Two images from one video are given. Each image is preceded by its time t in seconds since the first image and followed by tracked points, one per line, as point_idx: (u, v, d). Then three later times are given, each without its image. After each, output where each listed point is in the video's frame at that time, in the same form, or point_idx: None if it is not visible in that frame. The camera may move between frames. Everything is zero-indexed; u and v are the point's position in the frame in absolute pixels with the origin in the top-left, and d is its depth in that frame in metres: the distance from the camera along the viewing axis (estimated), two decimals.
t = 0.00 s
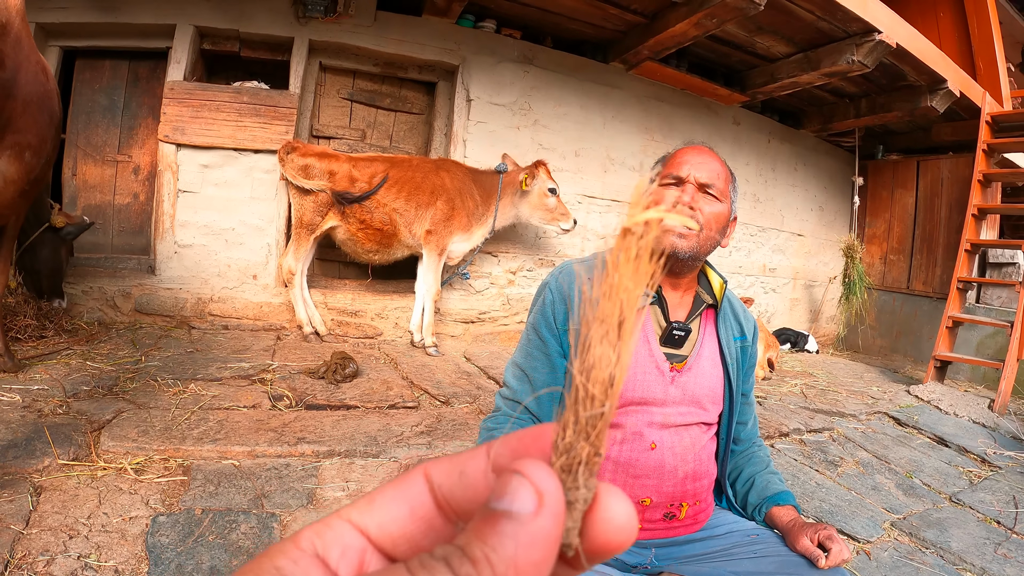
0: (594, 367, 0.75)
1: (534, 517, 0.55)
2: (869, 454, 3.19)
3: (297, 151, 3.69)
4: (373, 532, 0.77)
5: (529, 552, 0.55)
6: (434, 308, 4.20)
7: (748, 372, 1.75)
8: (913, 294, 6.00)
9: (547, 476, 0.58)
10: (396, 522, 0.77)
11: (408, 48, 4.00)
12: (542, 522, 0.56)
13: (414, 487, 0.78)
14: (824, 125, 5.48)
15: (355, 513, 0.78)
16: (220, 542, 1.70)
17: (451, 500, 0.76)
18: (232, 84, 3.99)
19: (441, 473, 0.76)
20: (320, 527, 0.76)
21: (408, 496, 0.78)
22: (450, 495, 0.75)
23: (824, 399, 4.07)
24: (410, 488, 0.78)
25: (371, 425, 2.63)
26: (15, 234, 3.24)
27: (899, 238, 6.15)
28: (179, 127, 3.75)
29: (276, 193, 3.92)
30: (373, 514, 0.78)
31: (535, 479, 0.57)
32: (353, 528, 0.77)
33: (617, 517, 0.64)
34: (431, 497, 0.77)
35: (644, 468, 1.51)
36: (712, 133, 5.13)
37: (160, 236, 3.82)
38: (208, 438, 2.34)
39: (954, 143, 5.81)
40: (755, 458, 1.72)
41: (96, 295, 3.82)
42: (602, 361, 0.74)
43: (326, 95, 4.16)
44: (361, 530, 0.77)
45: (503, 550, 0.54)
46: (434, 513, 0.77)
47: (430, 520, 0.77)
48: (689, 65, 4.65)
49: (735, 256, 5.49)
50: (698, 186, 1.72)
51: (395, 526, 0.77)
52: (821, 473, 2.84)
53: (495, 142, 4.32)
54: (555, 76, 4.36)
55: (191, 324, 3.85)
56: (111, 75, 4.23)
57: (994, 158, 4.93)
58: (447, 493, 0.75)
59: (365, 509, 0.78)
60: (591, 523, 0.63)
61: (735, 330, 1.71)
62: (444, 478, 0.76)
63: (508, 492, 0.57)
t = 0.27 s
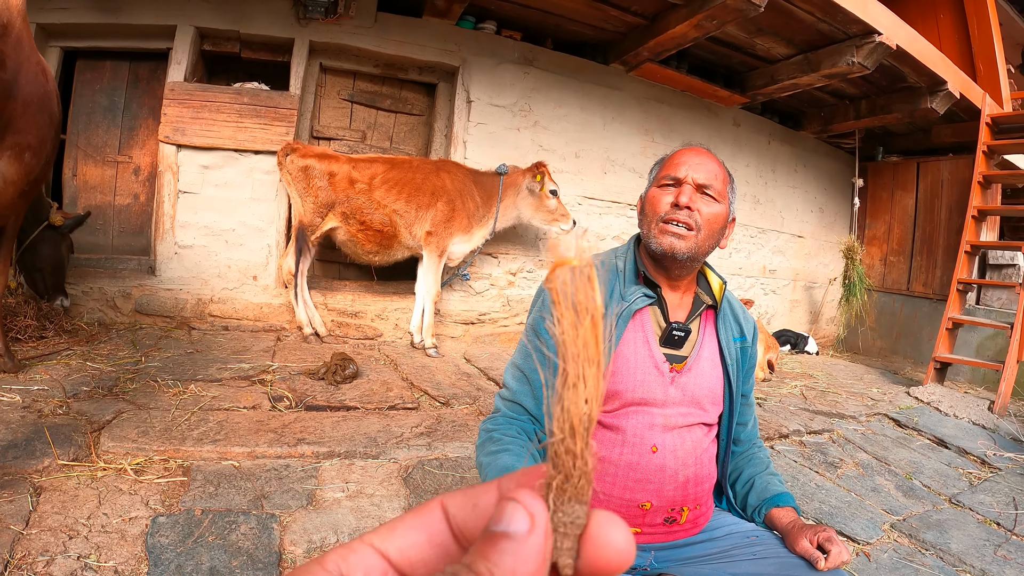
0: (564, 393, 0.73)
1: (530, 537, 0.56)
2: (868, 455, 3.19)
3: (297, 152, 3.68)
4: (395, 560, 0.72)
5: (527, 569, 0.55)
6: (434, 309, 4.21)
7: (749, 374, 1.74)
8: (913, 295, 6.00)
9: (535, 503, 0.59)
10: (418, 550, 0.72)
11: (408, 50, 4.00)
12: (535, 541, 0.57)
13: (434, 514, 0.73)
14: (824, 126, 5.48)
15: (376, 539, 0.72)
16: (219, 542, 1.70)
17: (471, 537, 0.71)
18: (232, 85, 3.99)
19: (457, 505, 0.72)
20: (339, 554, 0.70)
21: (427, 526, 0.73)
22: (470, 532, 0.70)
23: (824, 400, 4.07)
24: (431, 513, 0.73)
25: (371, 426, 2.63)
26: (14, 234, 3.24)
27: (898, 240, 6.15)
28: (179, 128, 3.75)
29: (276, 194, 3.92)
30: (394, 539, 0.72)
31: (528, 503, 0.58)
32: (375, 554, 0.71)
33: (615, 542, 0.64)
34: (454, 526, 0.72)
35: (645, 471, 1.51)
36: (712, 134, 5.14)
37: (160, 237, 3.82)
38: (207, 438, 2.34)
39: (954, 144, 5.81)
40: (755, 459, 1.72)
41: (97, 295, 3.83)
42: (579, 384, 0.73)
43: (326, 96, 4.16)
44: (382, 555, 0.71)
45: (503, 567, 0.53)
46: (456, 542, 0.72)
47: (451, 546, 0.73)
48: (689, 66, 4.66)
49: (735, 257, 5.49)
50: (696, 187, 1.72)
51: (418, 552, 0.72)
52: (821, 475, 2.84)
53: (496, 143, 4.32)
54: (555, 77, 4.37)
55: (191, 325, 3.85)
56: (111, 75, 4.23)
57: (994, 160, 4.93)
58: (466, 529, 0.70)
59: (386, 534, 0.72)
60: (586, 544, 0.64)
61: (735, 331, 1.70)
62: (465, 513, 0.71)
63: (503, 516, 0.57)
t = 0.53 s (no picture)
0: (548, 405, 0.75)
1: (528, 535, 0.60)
2: (869, 456, 3.19)
3: (298, 152, 3.70)
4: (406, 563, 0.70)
5: (523, 567, 0.58)
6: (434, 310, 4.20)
7: (751, 375, 1.74)
8: (914, 296, 5.99)
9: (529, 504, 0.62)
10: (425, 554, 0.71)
11: (409, 50, 4.00)
12: (530, 540, 0.60)
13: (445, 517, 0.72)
14: (825, 127, 5.48)
15: (386, 541, 0.71)
16: (220, 543, 1.70)
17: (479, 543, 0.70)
18: (233, 86, 3.99)
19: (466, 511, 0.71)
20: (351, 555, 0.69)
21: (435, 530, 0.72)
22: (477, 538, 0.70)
23: (824, 401, 4.07)
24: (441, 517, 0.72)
25: (371, 427, 2.63)
26: (14, 233, 3.25)
27: (899, 241, 6.15)
28: (180, 129, 3.75)
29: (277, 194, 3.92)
30: (404, 543, 0.70)
31: (523, 505, 0.61)
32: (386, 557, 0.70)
33: (612, 542, 0.62)
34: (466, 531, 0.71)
35: (646, 472, 1.51)
36: (713, 136, 5.14)
37: (161, 237, 3.82)
38: (208, 439, 2.34)
39: (955, 146, 5.81)
40: (756, 460, 1.72)
41: (97, 295, 3.83)
42: (564, 394, 0.74)
43: (327, 96, 4.16)
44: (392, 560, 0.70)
45: (502, 565, 0.57)
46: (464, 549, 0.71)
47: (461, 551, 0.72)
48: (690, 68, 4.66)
49: (736, 259, 5.49)
50: (697, 188, 1.73)
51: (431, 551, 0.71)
52: (821, 476, 2.84)
53: (496, 145, 4.32)
54: (556, 79, 4.37)
55: (192, 326, 3.85)
56: (112, 75, 4.24)
57: (994, 161, 4.93)
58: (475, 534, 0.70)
59: (395, 537, 0.71)
60: (581, 545, 0.63)
61: (737, 333, 1.70)
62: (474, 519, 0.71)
63: (500, 517, 0.61)
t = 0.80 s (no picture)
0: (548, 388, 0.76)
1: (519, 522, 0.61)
2: (869, 458, 3.18)
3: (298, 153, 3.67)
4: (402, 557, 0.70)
5: (514, 553, 0.59)
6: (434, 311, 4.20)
7: (751, 375, 1.73)
8: (914, 298, 5.99)
9: (521, 491, 0.64)
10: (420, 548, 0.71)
11: (409, 51, 4.00)
12: (521, 527, 0.61)
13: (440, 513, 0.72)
14: (825, 129, 5.48)
15: (380, 535, 0.71)
16: (219, 543, 1.70)
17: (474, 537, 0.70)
18: (234, 86, 4.00)
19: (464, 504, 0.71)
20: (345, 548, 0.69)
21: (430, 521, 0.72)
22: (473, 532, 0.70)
23: (824, 403, 4.07)
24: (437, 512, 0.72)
25: (371, 428, 2.63)
26: (14, 233, 3.25)
27: (900, 242, 6.14)
28: (181, 129, 3.75)
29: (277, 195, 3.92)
30: (398, 536, 0.71)
31: (515, 492, 0.63)
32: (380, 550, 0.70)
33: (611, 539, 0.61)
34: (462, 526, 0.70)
35: (646, 472, 1.51)
36: (713, 137, 5.13)
37: (161, 237, 3.82)
38: (208, 439, 2.34)
39: (955, 147, 5.81)
40: (756, 461, 1.72)
41: (98, 296, 3.83)
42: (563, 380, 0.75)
43: (328, 97, 4.16)
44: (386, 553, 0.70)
45: (492, 552, 0.58)
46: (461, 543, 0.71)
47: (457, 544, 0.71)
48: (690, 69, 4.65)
49: (736, 260, 5.49)
50: (697, 189, 1.72)
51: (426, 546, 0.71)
52: (821, 478, 2.83)
53: (497, 145, 4.31)
54: (556, 79, 4.37)
55: (192, 326, 3.85)
56: (113, 76, 4.24)
57: (995, 163, 4.93)
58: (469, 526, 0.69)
59: (390, 530, 0.71)
60: (574, 538, 0.63)
61: (736, 333, 1.70)
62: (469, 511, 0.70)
63: (492, 504, 0.62)
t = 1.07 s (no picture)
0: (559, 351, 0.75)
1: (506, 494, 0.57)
2: (870, 458, 3.18)
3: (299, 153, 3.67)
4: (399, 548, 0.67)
5: (504, 527, 0.55)
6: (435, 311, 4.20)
7: (752, 376, 1.73)
8: (915, 299, 5.99)
9: (514, 461, 0.60)
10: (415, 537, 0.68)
11: (410, 51, 4.00)
12: (512, 499, 0.57)
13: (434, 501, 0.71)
14: (826, 129, 5.48)
15: (373, 525, 0.67)
16: (219, 543, 1.70)
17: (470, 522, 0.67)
18: (234, 85, 3.99)
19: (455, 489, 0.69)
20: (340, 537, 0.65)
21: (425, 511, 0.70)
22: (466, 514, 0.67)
23: (825, 403, 4.07)
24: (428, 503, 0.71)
25: (372, 428, 2.63)
26: (14, 232, 3.24)
27: (900, 243, 6.14)
28: (181, 129, 3.75)
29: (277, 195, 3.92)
30: (392, 526, 0.67)
31: (505, 462, 0.59)
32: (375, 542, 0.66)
33: (603, 508, 0.62)
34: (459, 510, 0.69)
35: (647, 471, 1.51)
36: (714, 137, 5.13)
37: (161, 237, 3.82)
38: (208, 439, 2.33)
39: (956, 148, 5.80)
40: (757, 462, 1.72)
41: (98, 296, 3.83)
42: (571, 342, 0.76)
43: (328, 97, 4.15)
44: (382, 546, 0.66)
45: (477, 527, 0.55)
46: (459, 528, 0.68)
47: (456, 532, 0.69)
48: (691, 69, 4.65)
49: (737, 261, 5.49)
50: (698, 188, 1.72)
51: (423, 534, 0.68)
52: (822, 478, 2.83)
53: (497, 146, 4.31)
54: (557, 80, 4.36)
55: (192, 326, 3.85)
56: (114, 75, 4.24)
57: (995, 163, 4.93)
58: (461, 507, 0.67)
59: (383, 520, 0.68)
60: (570, 507, 0.62)
61: (737, 333, 1.70)
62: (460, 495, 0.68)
63: (481, 478, 0.59)
